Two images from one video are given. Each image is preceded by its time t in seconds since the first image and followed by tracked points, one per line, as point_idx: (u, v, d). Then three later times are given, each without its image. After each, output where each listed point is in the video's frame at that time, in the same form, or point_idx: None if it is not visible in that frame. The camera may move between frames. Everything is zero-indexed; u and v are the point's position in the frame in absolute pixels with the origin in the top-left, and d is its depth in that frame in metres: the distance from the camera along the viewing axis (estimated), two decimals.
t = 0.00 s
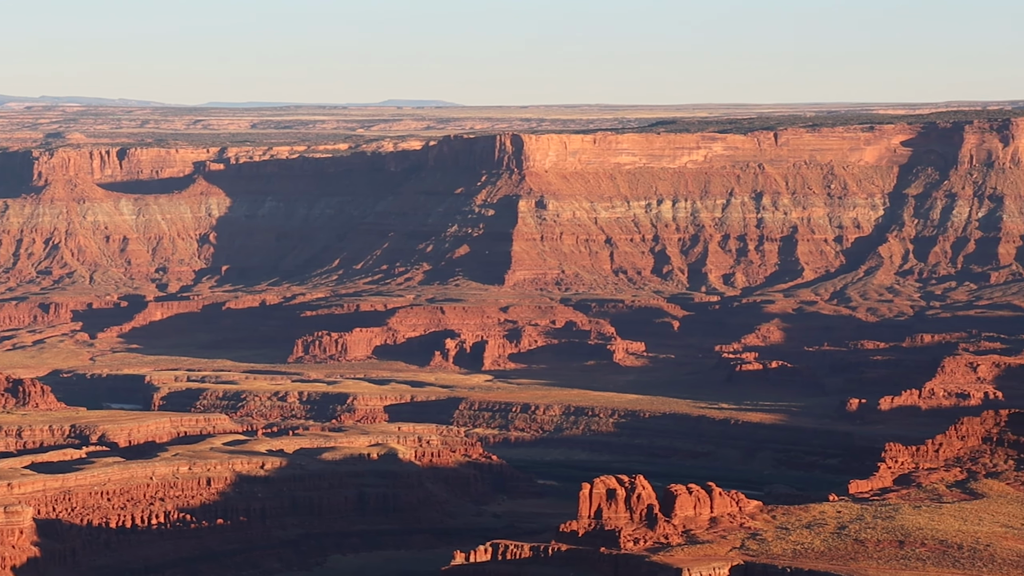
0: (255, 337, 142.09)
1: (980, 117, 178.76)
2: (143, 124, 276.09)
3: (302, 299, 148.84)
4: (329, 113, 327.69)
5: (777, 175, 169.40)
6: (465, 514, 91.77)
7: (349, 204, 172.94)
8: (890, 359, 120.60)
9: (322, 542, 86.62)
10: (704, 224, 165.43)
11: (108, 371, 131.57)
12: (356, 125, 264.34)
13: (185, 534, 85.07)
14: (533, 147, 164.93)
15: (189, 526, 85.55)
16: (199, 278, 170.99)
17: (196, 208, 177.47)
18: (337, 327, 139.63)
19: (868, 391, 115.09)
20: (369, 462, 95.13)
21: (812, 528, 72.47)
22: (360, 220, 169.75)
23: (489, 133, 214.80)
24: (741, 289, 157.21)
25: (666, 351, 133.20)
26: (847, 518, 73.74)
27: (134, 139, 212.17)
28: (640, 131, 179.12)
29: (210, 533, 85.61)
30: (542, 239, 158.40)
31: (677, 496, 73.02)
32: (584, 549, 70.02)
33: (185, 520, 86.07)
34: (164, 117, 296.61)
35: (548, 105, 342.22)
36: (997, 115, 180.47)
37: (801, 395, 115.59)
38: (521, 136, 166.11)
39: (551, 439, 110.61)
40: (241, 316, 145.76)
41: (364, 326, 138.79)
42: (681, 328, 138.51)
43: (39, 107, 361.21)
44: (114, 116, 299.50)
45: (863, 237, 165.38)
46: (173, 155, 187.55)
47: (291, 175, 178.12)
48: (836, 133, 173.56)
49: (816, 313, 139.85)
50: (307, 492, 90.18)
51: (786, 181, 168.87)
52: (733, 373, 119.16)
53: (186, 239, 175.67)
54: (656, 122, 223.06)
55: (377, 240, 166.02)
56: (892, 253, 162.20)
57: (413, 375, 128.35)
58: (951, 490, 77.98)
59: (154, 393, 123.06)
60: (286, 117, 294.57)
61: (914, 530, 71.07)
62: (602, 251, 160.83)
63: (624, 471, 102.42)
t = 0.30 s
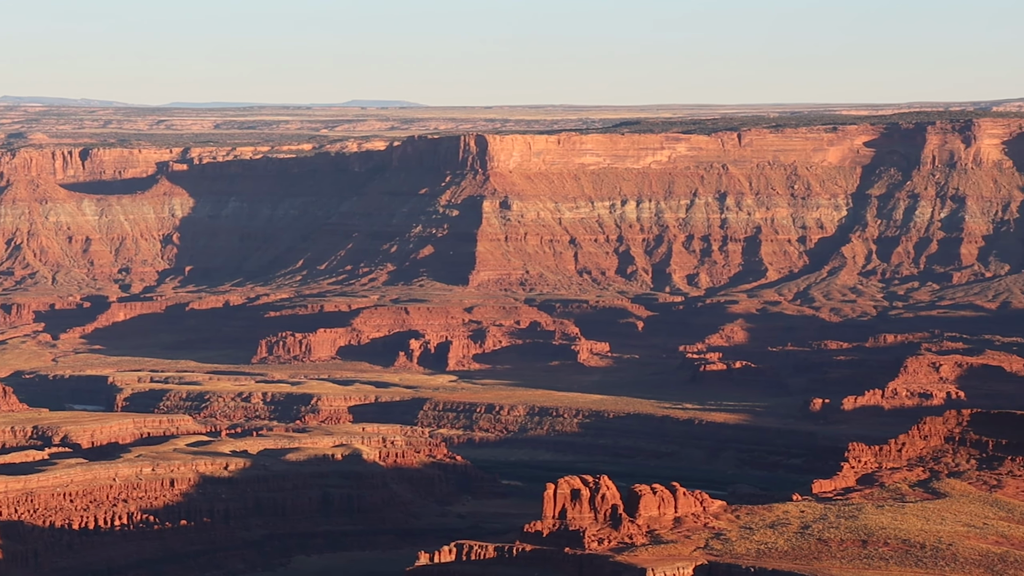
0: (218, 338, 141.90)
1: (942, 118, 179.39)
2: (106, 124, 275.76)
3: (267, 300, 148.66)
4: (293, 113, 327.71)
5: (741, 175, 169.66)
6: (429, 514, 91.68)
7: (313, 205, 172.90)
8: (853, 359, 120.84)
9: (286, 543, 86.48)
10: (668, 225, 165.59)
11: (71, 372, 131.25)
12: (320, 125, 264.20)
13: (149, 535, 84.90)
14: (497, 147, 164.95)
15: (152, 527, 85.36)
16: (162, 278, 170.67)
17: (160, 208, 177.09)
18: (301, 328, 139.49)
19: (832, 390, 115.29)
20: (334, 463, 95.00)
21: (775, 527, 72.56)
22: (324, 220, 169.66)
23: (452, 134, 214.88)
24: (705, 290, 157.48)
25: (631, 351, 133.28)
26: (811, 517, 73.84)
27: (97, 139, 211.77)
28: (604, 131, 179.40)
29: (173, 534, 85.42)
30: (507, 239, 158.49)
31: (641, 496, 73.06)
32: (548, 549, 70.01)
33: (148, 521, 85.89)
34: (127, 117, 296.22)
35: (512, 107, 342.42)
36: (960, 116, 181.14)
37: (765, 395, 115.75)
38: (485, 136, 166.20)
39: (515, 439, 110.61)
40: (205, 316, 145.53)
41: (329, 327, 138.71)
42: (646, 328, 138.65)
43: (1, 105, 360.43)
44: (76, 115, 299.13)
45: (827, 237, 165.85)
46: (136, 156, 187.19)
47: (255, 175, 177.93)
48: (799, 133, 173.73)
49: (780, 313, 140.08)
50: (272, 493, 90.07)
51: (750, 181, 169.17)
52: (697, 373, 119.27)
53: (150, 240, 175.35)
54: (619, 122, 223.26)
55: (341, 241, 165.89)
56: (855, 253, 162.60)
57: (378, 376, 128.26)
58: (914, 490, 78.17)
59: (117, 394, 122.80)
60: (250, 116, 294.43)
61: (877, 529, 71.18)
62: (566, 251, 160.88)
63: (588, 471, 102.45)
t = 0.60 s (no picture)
0: (183, 339, 141.69)
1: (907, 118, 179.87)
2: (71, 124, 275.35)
3: (232, 301, 148.35)
4: (259, 113, 327.52)
5: (705, 175, 169.90)
6: (395, 515, 91.58)
7: (278, 205, 172.79)
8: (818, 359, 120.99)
9: (251, 544, 86.33)
10: (633, 225, 165.72)
11: (34, 373, 130.89)
12: (286, 126, 264.10)
13: (113, 536, 84.71)
14: (463, 147, 164.85)
15: (116, 529, 85.19)
16: (126, 279, 170.33)
17: (124, 209, 176.48)
18: (265, 329, 139.30)
19: (796, 390, 115.43)
20: (299, 463, 94.90)
21: (740, 527, 72.64)
22: (288, 221, 169.58)
23: (418, 134, 214.87)
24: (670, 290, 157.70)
25: (596, 352, 133.32)
26: (775, 517, 73.96)
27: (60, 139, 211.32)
28: (569, 131, 179.62)
29: (138, 536, 85.26)
30: (472, 239, 158.53)
31: (606, 496, 73.08)
32: (513, 549, 70.01)
33: (113, 523, 85.73)
34: (92, 117, 295.79)
35: (478, 108, 342.47)
36: (924, 116, 181.62)
37: (730, 395, 115.89)
38: (450, 136, 166.22)
39: (481, 440, 110.57)
40: (169, 317, 145.28)
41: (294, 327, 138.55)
42: (611, 328, 138.72)
43: None
44: (40, 115, 298.72)
45: (792, 237, 166.19)
46: (100, 156, 186.81)
47: (219, 176, 177.73)
48: (765, 132, 173.53)
49: (745, 313, 140.25)
50: (236, 493, 89.87)
51: (714, 181, 169.45)
52: (662, 373, 119.36)
53: (114, 241, 175.01)
54: (585, 123, 223.44)
55: (306, 241, 165.77)
56: (820, 253, 162.94)
57: (343, 377, 128.08)
58: (878, 489, 78.28)
59: (81, 396, 122.51)
60: (214, 116, 294.17)
61: (842, 529, 71.29)
62: (531, 251, 160.90)
63: (553, 471, 102.45)
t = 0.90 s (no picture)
0: (147, 339, 141.40)
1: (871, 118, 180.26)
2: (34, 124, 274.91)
3: (196, 302, 147.94)
4: (224, 113, 326.86)
5: (670, 176, 170.10)
6: (360, 515, 91.44)
7: (243, 206, 172.64)
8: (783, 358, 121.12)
9: (216, 545, 86.16)
10: (598, 225, 165.79)
11: None
12: (249, 125, 263.82)
13: (76, 538, 84.59)
14: (427, 148, 164.75)
15: (79, 531, 85.03)
16: (89, 280, 169.76)
17: (87, 210, 175.58)
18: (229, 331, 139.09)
19: (761, 390, 115.54)
20: (263, 464, 94.76)
21: (705, 526, 72.67)
22: (253, 221, 169.36)
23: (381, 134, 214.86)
24: (635, 290, 157.81)
25: (561, 352, 133.35)
26: (740, 516, 74.03)
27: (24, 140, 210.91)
28: (533, 131, 179.77)
29: (102, 537, 85.09)
30: (437, 239, 158.68)
31: (571, 496, 73.08)
32: (477, 550, 70.00)
33: (76, 525, 85.57)
34: (55, 117, 295.27)
35: (442, 108, 342.46)
36: (888, 116, 182.02)
37: (695, 395, 115.97)
38: (415, 137, 166.13)
39: (446, 440, 110.50)
40: (133, 318, 144.93)
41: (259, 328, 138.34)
42: (576, 329, 138.72)
43: None
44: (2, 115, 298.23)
45: (756, 237, 166.44)
46: (63, 156, 186.48)
47: (182, 176, 177.34)
48: (728, 133, 173.93)
49: (709, 313, 140.39)
50: (201, 494, 89.68)
51: (679, 181, 169.65)
52: (627, 373, 119.42)
53: (77, 242, 174.19)
54: (550, 123, 223.63)
55: (270, 241, 165.52)
56: (784, 253, 163.16)
57: (308, 378, 127.91)
58: (842, 489, 78.39)
59: (45, 396, 122.16)
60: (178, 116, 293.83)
61: (806, 528, 71.36)
62: (497, 251, 160.85)
63: (518, 471, 102.43)
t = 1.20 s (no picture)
0: (103, 340, 140.95)
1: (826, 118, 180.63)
2: None
3: (152, 302, 147.34)
4: (179, 113, 326.31)
5: (627, 175, 170.23)
6: (317, 516, 91.23)
7: (199, 206, 172.33)
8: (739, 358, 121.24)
9: (172, 546, 85.91)
10: (555, 225, 165.84)
11: None
12: (205, 126, 263.31)
13: (30, 540, 84.38)
14: (384, 148, 164.60)
15: (34, 533, 84.77)
16: (44, 280, 169.05)
17: (42, 210, 174.53)
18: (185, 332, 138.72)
19: (718, 389, 115.62)
20: (220, 465, 94.52)
21: (663, 526, 72.67)
22: (209, 222, 169.04)
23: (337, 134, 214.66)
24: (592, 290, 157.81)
25: (518, 352, 133.30)
26: (697, 516, 74.06)
27: None
28: (490, 131, 179.80)
29: (57, 539, 84.81)
30: (393, 240, 158.38)
31: (529, 496, 73.02)
32: (434, 551, 69.94)
33: (31, 527, 85.33)
34: (10, 117, 294.34)
35: (399, 108, 342.29)
36: (843, 117, 182.39)
37: (651, 395, 116.01)
38: (373, 137, 165.95)
39: (403, 440, 110.34)
40: (88, 319, 144.43)
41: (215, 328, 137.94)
42: (533, 329, 138.67)
43: None
44: None
45: (713, 237, 166.59)
46: (18, 157, 185.77)
47: (138, 176, 176.82)
48: (685, 133, 174.05)
49: (666, 313, 140.51)
50: (157, 496, 89.41)
51: (636, 181, 169.75)
52: (584, 373, 119.43)
53: (32, 242, 173.20)
54: (506, 122, 223.56)
55: (227, 242, 165.18)
56: (740, 253, 163.30)
57: (265, 378, 127.63)
58: (798, 488, 78.47)
59: None
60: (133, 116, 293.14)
61: (763, 527, 71.39)
62: (454, 251, 160.79)
63: (474, 472, 102.34)
